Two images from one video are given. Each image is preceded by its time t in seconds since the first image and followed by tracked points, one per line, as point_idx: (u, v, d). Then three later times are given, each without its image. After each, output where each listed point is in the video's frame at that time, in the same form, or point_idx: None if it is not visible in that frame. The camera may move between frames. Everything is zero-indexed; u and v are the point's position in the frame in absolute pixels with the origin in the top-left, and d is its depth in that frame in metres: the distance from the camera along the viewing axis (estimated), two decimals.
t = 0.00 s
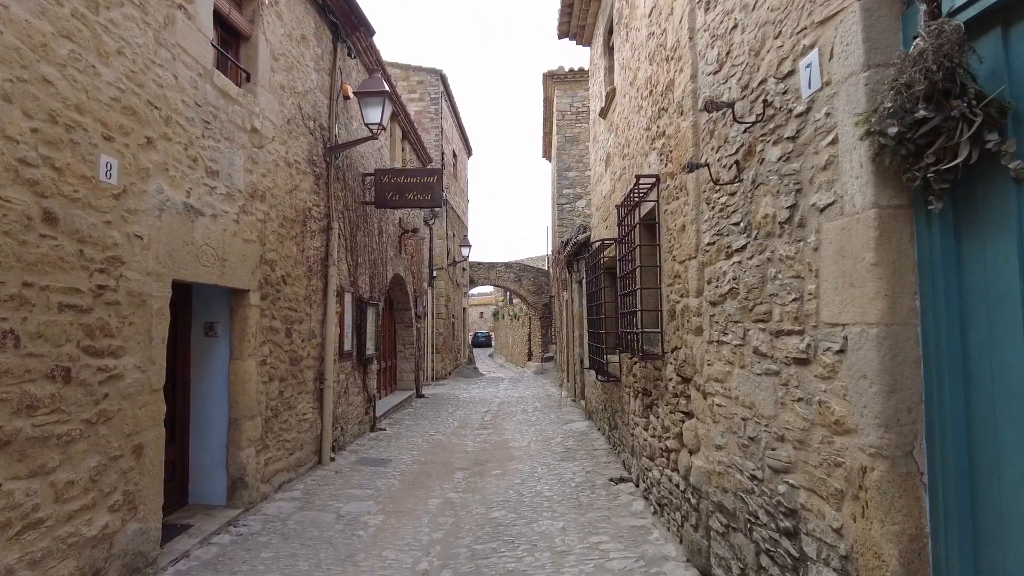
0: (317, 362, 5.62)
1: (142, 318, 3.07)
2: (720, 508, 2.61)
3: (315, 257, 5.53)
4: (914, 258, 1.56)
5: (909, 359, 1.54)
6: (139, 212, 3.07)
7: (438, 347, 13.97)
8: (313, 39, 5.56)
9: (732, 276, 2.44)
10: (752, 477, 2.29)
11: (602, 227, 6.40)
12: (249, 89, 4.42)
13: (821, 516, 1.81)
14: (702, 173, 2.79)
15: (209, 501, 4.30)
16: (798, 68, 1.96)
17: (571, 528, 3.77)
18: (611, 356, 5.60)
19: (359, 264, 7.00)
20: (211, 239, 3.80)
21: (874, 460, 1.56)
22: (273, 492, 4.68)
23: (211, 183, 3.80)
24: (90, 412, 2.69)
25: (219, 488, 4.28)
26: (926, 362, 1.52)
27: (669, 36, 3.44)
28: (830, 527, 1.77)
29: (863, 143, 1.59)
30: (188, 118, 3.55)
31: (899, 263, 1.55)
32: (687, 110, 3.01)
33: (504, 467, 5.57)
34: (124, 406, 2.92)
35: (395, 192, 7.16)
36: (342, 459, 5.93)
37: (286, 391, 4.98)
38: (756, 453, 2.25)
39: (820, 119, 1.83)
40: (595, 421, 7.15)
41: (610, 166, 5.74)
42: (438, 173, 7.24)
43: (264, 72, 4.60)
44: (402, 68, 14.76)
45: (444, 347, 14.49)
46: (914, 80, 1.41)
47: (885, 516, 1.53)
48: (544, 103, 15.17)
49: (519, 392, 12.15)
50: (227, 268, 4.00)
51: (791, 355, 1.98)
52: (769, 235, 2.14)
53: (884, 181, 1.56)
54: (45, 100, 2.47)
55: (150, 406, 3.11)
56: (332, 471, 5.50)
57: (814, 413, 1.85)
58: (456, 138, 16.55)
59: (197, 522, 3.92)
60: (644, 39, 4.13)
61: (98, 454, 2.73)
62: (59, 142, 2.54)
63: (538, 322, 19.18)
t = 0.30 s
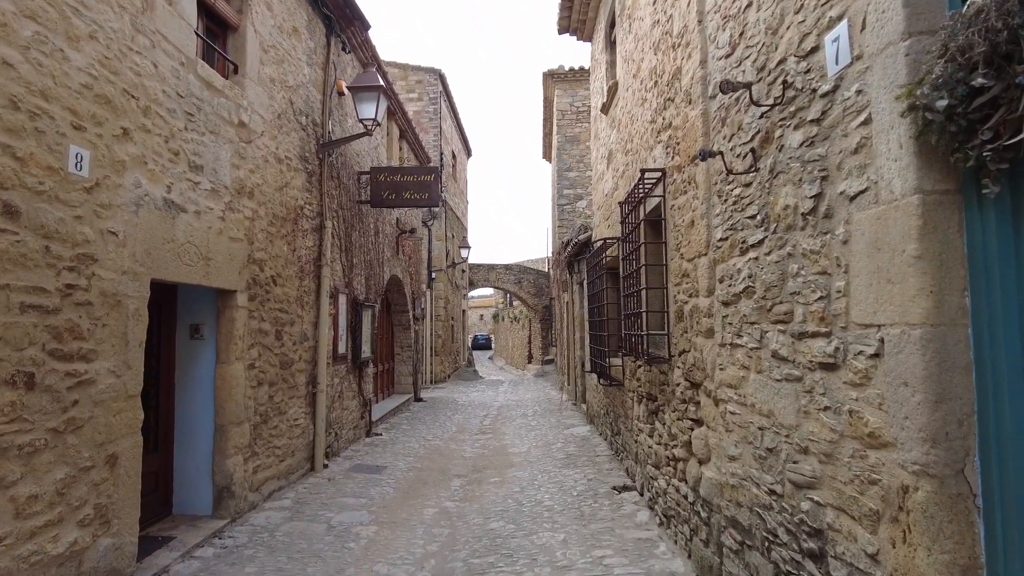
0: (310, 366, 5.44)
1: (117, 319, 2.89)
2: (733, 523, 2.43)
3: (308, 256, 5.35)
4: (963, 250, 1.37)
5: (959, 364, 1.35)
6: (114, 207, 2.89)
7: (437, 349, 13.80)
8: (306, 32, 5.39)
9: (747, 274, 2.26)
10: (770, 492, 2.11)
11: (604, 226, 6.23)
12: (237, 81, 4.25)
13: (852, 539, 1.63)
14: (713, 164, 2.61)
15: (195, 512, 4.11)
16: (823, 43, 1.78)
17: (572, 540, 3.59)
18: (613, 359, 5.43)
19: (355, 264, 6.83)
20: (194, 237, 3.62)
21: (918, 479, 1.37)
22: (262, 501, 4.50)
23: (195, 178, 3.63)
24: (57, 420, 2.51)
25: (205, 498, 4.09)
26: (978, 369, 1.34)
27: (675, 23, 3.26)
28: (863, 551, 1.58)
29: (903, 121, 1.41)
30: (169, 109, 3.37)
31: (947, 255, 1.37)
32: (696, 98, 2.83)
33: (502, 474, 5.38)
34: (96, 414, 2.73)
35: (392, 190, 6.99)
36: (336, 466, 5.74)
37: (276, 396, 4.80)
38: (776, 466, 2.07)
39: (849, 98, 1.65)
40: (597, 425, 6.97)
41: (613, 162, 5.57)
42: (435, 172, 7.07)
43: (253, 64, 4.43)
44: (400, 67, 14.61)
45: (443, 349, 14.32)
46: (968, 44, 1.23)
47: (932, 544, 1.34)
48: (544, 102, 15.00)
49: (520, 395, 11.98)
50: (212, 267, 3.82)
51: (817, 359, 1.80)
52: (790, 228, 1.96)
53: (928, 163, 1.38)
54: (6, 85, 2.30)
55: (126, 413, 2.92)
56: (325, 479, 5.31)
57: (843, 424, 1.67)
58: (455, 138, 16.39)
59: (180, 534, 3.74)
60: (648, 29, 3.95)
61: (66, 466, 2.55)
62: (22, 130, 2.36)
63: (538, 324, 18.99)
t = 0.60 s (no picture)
0: (303, 364, 5.27)
1: (92, 312, 2.71)
2: (750, 531, 2.25)
3: (300, 251, 5.18)
4: None
5: None
6: (88, 193, 2.71)
7: (436, 349, 13.62)
8: (299, 19, 5.22)
9: (766, 261, 2.09)
10: (792, 499, 1.93)
11: (606, 221, 6.06)
12: (225, 67, 4.08)
13: (892, 553, 1.45)
14: (728, 145, 2.43)
15: (180, 515, 3.94)
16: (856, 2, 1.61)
17: (575, 546, 3.41)
18: (617, 358, 5.25)
19: (351, 260, 6.65)
20: (178, 227, 3.45)
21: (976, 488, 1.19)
22: (251, 505, 4.32)
23: (179, 165, 3.46)
24: (22, 419, 2.34)
25: (191, 501, 3.92)
26: None
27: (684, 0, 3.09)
28: (905, 568, 1.41)
29: (958, 79, 1.24)
30: (151, 92, 3.20)
31: (1009, 230, 1.20)
32: (707, 78, 2.66)
33: (502, 476, 5.20)
34: (67, 413, 2.56)
35: (389, 185, 6.80)
36: (330, 468, 5.57)
37: (267, 395, 4.63)
38: (799, 470, 1.89)
39: (886, 60, 1.47)
40: (599, 426, 6.79)
41: (616, 155, 5.39)
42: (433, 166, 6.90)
43: (243, 50, 4.25)
44: (399, 63, 14.44)
45: (443, 349, 14.14)
46: None
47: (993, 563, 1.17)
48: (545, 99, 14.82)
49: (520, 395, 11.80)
50: (197, 260, 3.65)
51: (848, 352, 1.62)
52: (816, 208, 1.78)
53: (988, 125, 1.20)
54: None
55: (100, 413, 2.75)
56: (318, 481, 5.14)
57: (880, 424, 1.49)
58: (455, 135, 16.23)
59: (163, 540, 3.56)
60: (655, 11, 3.78)
61: (32, 469, 2.38)
62: None
63: (538, 323, 18.81)
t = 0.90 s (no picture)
0: (295, 364, 5.08)
1: (60, 308, 2.52)
2: (773, 547, 2.06)
3: (293, 247, 5.00)
4: None
5: None
6: (57, 180, 2.52)
7: (435, 349, 13.44)
8: (291, 7, 5.04)
9: (793, 252, 1.90)
10: (823, 515, 1.74)
11: (610, 217, 5.88)
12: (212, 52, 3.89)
13: None
14: (748, 128, 2.25)
15: (163, 524, 3.75)
16: None
17: (579, 558, 3.22)
18: (622, 358, 5.07)
19: (346, 258, 6.47)
20: (159, 219, 3.25)
21: None
22: (238, 512, 4.13)
23: (161, 154, 3.27)
24: None
25: (174, 509, 3.73)
26: None
27: None
28: None
29: None
30: (130, 75, 3.01)
31: None
32: (723, 57, 2.47)
33: (501, 481, 5.01)
34: (31, 418, 2.36)
35: (386, 179, 6.59)
36: (323, 472, 5.38)
37: (257, 397, 4.44)
38: (831, 483, 1.70)
39: (943, 16, 1.29)
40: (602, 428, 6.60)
41: (620, 148, 5.21)
42: (431, 160, 6.72)
43: (231, 35, 4.07)
44: (398, 59, 14.27)
45: (442, 349, 13.96)
46: None
47: None
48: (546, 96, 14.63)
49: (520, 396, 11.61)
50: (180, 254, 3.46)
51: (893, 353, 1.43)
52: (853, 191, 1.59)
53: None
54: None
55: (70, 417, 2.55)
56: (310, 486, 4.95)
57: (934, 435, 1.30)
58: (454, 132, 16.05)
59: (143, 550, 3.37)
60: None
61: None
62: None
63: (538, 323, 18.63)
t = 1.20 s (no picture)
0: (285, 363, 4.90)
1: (21, 301, 2.34)
2: (793, 562, 1.88)
3: (282, 241, 4.81)
4: None
5: None
6: (18, 164, 2.33)
7: (432, 347, 13.27)
8: None
9: (819, 238, 1.73)
10: (854, 529, 1.57)
11: (611, 211, 5.71)
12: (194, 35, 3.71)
13: None
14: (766, 105, 2.07)
15: (142, 530, 3.56)
16: None
17: (580, 566, 3.04)
18: (623, 356, 4.90)
19: (339, 253, 6.29)
20: (136, 209, 3.07)
21: None
22: (223, 517, 3.95)
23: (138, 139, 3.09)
24: None
25: (154, 514, 3.55)
26: None
27: None
28: None
29: None
30: (103, 54, 2.82)
31: None
32: (737, 31, 2.29)
33: (498, 483, 4.84)
34: None
35: (380, 173, 6.41)
36: (314, 474, 5.20)
37: (243, 396, 4.26)
38: (864, 494, 1.53)
39: None
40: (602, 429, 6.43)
41: (622, 139, 5.04)
42: (427, 153, 6.54)
43: (216, 17, 3.88)
44: (394, 54, 14.08)
45: (439, 348, 13.78)
46: None
47: None
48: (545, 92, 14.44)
49: (518, 396, 11.43)
50: (159, 245, 3.28)
51: (941, 348, 1.27)
52: (891, 167, 1.42)
53: None
54: None
55: (32, 419, 2.37)
56: (299, 489, 4.77)
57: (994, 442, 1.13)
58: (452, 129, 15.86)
59: (120, 559, 3.19)
60: None
61: None
62: None
63: (536, 322, 18.46)
